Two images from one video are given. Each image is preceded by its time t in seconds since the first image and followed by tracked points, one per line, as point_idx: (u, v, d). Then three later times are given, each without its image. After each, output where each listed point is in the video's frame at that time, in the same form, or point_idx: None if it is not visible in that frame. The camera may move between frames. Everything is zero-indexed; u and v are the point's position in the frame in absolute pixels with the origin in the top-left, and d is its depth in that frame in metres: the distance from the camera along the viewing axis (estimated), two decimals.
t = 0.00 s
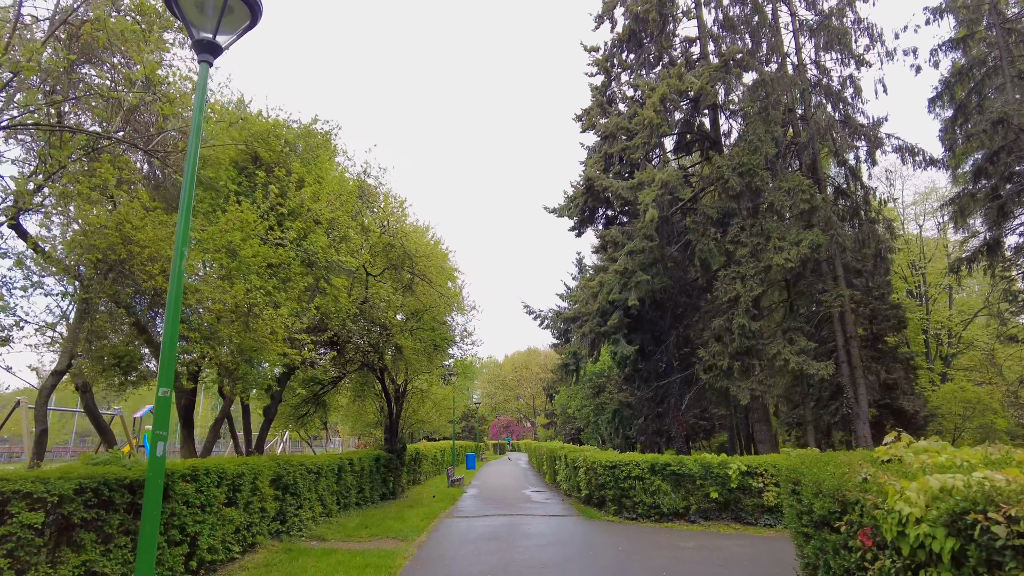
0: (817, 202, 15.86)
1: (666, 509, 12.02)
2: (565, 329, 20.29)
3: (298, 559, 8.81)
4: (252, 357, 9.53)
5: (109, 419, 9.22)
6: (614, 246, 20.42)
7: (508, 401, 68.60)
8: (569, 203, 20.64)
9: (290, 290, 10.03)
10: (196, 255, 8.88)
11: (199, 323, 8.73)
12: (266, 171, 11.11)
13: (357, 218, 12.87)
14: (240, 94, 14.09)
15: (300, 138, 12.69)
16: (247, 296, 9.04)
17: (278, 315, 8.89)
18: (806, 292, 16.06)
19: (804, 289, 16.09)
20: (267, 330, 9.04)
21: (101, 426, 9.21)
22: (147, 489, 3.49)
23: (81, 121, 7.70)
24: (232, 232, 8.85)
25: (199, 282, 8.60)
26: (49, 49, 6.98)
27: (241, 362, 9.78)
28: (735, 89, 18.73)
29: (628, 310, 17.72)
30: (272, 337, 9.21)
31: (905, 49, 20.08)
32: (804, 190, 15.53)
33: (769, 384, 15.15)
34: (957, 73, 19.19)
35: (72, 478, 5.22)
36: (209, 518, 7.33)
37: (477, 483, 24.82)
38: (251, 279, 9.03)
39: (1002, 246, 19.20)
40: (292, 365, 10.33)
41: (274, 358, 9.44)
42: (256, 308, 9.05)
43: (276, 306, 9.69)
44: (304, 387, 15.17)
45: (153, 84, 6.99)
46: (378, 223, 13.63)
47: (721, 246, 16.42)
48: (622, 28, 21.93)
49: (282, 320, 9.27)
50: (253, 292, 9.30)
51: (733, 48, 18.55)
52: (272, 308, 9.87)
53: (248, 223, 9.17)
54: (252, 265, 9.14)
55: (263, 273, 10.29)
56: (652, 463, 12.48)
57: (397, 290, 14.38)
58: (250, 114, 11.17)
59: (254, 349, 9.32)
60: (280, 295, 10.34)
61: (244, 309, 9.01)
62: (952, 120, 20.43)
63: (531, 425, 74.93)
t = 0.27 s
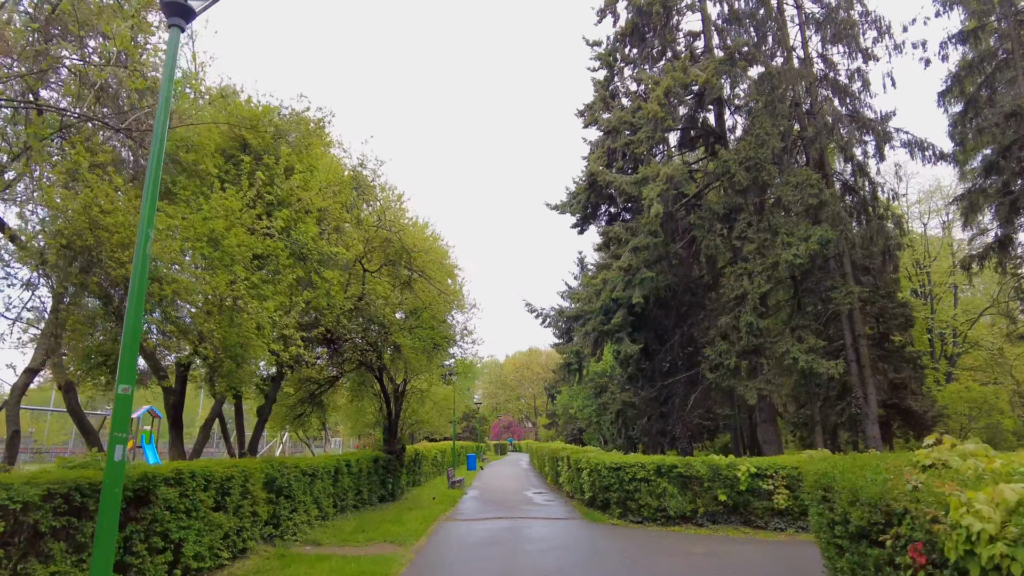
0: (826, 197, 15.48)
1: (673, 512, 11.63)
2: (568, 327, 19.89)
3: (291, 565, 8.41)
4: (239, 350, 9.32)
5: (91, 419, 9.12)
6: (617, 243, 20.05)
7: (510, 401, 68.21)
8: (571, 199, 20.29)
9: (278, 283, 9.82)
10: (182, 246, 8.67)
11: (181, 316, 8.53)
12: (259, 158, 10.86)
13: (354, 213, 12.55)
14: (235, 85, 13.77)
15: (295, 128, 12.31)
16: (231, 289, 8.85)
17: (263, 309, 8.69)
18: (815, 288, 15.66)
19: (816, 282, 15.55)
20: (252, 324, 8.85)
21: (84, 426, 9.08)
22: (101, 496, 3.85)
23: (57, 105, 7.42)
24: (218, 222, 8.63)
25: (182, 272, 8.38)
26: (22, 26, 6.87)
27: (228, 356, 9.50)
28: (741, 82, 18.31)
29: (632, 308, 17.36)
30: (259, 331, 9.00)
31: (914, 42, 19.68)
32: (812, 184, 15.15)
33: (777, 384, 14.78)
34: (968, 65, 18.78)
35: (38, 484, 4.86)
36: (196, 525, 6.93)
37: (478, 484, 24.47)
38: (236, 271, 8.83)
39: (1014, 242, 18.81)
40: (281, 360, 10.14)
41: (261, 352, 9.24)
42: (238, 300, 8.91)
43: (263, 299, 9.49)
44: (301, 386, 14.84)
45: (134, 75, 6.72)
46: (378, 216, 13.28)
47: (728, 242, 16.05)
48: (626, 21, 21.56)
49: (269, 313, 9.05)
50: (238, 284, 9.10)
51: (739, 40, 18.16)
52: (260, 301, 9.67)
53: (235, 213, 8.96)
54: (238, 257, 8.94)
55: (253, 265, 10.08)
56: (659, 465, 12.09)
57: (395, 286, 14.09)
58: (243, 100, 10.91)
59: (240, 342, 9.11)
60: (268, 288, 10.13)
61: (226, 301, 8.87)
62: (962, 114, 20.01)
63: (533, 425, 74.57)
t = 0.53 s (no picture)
0: (837, 191, 15.09)
1: (682, 514, 11.23)
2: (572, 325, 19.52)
3: (285, 569, 8.06)
4: (227, 340, 9.08)
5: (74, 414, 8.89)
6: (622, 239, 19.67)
7: (511, 402, 67.79)
8: (575, 194, 19.92)
9: (270, 272, 9.59)
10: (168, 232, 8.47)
11: (166, 304, 8.36)
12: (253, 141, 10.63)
13: (354, 202, 12.15)
14: (232, 73, 13.42)
15: (292, 117, 11.96)
16: (217, 275, 8.65)
17: (251, 296, 8.47)
18: (826, 284, 15.24)
19: (827, 275, 15.00)
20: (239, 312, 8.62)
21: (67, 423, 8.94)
22: (51, 495, 3.88)
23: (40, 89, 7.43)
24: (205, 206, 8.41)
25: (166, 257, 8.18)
26: None
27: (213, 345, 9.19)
28: (749, 74, 17.94)
29: (637, 304, 16.99)
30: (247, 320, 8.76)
31: (925, 34, 19.28)
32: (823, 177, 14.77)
33: (787, 382, 14.41)
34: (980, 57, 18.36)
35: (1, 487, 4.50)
36: (183, 527, 6.58)
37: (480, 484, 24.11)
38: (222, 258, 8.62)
39: None
40: (272, 351, 9.92)
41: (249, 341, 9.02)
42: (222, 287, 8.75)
43: (252, 287, 9.26)
44: (298, 383, 14.49)
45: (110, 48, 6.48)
46: (380, 206, 12.89)
47: (736, 237, 15.68)
48: (631, 13, 21.19)
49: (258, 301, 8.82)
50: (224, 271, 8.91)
51: (746, 31, 17.79)
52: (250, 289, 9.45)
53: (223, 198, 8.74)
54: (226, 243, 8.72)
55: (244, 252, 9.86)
56: (667, 465, 11.71)
57: (394, 278, 13.78)
58: (237, 82, 10.66)
59: (228, 332, 8.88)
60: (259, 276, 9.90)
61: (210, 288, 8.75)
62: (974, 107, 19.60)
63: (534, 425, 74.13)
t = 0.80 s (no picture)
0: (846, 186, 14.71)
1: (688, 519, 10.86)
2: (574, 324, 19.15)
3: None
4: (210, 333, 8.93)
5: (54, 412, 8.63)
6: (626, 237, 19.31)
7: (512, 402, 67.44)
8: (577, 190, 19.55)
9: (256, 262, 9.24)
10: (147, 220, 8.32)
11: (144, 294, 8.18)
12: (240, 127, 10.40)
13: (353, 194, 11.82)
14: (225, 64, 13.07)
15: (286, 108, 11.59)
16: (197, 266, 8.43)
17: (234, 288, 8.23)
18: (834, 282, 14.84)
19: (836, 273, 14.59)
20: (220, 304, 8.40)
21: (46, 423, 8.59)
22: None
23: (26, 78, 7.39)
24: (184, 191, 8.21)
25: (143, 245, 7.98)
26: None
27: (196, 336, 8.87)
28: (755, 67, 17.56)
29: (641, 303, 16.62)
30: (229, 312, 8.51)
31: (935, 27, 18.89)
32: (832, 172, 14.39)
33: (795, 382, 14.03)
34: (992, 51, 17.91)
35: None
36: (165, 532, 6.22)
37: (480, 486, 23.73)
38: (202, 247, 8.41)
39: None
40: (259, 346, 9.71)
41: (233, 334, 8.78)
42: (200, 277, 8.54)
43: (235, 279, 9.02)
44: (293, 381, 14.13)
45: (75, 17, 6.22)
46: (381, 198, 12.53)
47: (743, 233, 15.31)
48: (634, 7, 20.81)
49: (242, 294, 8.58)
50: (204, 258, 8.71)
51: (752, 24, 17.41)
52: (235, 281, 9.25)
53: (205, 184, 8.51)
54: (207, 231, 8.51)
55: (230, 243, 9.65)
56: (673, 467, 11.33)
57: (391, 274, 13.48)
58: (227, 64, 10.34)
59: (210, 324, 8.70)
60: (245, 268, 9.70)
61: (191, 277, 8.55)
62: (985, 102, 19.19)
63: (534, 426, 73.70)
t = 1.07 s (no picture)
0: (854, 179, 14.34)
1: (694, 520, 10.47)
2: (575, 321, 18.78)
3: None
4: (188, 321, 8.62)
5: (30, 409, 8.31)
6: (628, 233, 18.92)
7: (511, 403, 67.02)
8: (578, 184, 19.18)
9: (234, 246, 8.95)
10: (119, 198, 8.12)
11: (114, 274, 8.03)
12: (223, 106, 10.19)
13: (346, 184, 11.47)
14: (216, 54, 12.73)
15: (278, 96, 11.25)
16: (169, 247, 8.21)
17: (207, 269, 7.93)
18: (843, 277, 14.46)
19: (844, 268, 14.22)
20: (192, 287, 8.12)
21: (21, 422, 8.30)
22: None
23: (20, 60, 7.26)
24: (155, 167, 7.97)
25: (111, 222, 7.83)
26: None
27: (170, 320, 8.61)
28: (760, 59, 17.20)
29: (644, 299, 16.25)
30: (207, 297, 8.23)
31: (943, 18, 18.51)
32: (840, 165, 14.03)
33: (803, 379, 13.66)
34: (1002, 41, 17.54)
35: None
36: (142, 535, 5.86)
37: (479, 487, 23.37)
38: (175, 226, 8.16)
39: None
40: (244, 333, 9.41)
41: (211, 319, 8.50)
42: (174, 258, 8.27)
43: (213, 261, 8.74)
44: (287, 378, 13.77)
45: None
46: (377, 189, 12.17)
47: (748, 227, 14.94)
48: None
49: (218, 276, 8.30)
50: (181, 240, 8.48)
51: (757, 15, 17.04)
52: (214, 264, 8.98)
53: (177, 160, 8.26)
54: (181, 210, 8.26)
55: (212, 224, 9.42)
56: (679, 467, 10.93)
57: (387, 269, 13.12)
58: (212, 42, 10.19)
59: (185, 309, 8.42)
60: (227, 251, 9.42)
61: (167, 259, 8.33)
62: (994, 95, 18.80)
63: (535, 426, 73.30)
